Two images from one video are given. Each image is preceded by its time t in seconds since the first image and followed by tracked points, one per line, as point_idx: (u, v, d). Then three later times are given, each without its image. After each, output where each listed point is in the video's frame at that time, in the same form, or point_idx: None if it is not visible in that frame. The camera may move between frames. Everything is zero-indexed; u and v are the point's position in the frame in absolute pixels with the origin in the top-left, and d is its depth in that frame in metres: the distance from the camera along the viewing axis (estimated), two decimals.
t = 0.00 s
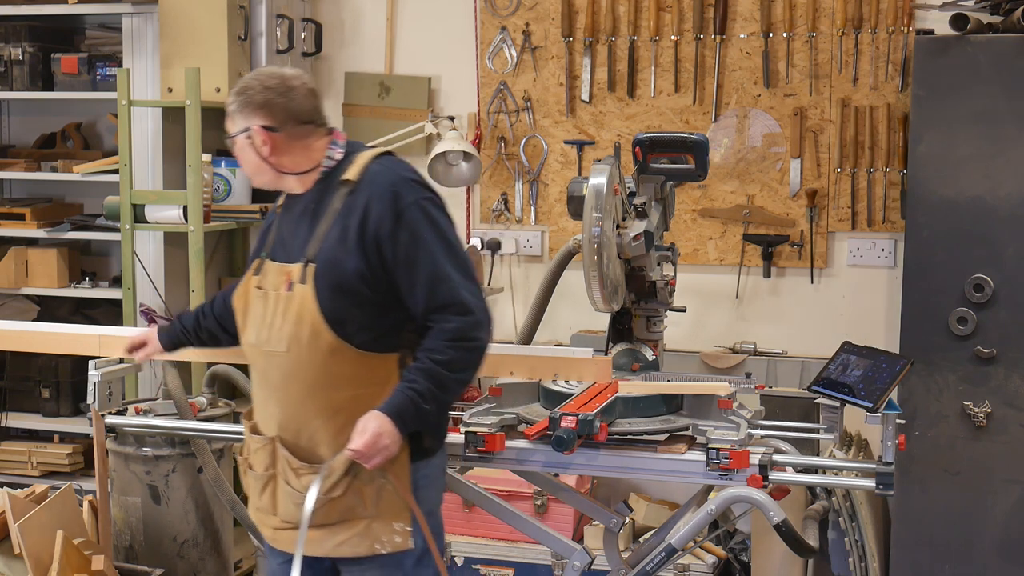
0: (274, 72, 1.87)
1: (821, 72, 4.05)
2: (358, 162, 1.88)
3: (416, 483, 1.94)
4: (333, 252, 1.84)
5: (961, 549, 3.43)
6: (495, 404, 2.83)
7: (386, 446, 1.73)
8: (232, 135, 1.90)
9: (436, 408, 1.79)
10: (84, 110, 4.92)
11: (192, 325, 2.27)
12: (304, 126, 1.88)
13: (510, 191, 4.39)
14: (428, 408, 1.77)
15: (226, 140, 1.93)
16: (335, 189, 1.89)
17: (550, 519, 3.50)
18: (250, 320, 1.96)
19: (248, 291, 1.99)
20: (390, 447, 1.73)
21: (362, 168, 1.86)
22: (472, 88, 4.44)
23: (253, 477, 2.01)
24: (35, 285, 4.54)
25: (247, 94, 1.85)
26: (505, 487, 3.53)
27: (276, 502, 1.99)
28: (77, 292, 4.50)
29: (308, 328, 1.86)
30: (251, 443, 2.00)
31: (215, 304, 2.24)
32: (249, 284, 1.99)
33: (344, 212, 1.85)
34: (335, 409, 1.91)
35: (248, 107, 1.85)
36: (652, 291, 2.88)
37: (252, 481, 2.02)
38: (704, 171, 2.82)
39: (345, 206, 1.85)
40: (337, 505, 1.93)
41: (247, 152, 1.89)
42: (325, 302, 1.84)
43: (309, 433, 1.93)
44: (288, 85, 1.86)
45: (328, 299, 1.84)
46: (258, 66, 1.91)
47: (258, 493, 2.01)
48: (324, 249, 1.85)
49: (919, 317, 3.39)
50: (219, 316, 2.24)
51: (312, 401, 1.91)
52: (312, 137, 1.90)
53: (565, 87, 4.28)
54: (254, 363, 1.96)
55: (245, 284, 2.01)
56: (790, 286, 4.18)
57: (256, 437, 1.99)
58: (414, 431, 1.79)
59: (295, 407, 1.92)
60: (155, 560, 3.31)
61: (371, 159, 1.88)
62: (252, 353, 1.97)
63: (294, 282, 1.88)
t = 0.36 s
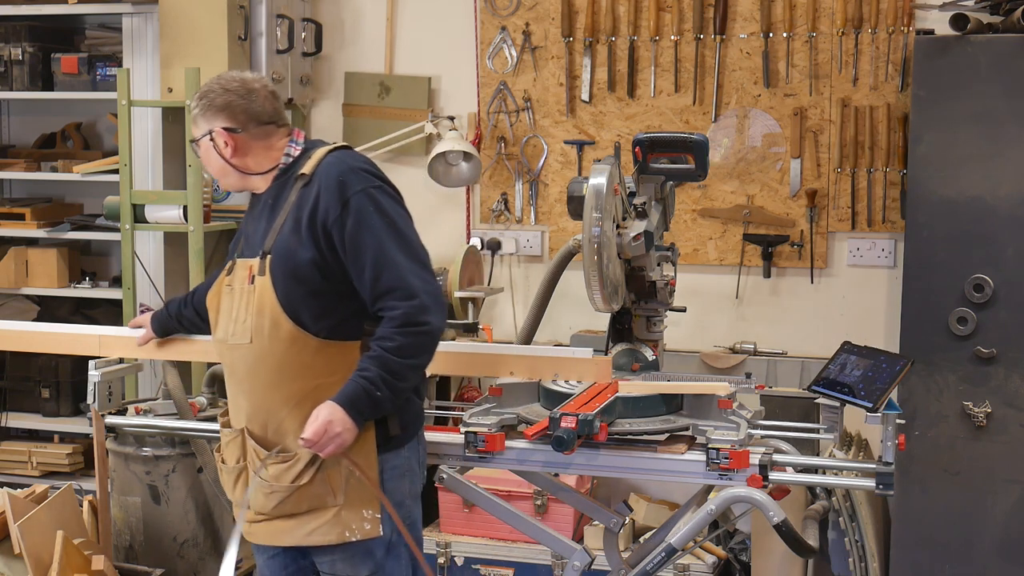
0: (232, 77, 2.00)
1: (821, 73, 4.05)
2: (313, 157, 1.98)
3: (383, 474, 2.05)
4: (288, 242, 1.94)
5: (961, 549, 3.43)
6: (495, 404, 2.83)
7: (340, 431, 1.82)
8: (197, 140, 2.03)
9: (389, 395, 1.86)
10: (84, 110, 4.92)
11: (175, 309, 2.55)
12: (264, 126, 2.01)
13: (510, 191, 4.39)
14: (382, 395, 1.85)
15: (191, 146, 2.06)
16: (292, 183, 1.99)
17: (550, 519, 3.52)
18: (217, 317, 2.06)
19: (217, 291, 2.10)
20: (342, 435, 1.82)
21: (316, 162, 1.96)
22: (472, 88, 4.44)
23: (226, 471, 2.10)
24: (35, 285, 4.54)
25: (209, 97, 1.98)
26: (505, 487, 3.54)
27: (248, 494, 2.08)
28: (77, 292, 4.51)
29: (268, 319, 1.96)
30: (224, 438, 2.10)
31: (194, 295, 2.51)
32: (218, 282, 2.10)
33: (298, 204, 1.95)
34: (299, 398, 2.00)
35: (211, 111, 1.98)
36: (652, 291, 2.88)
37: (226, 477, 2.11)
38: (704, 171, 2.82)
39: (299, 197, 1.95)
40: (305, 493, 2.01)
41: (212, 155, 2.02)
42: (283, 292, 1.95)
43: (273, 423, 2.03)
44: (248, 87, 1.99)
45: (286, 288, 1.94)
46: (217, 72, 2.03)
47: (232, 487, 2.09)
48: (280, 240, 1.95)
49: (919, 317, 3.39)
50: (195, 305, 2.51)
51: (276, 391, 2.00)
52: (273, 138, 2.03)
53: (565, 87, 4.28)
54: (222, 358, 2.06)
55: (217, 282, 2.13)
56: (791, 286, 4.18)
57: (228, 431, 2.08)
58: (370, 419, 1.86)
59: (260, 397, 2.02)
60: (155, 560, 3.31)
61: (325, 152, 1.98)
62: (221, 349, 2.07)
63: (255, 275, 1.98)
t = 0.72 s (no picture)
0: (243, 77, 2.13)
1: (821, 72, 4.05)
2: (305, 157, 2.03)
3: (379, 471, 2.08)
4: (280, 239, 1.98)
5: (961, 549, 3.43)
6: (495, 404, 2.82)
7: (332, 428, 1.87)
8: (220, 121, 2.03)
9: (380, 388, 1.90)
10: (84, 110, 4.92)
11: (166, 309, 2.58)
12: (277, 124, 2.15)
13: (510, 191, 4.39)
14: (372, 389, 1.89)
15: (201, 132, 2.03)
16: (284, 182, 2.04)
17: (550, 519, 3.52)
18: (214, 317, 2.09)
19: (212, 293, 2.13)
20: (333, 429, 1.87)
21: (308, 161, 2.01)
22: (472, 88, 4.44)
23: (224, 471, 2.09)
24: (35, 285, 4.54)
25: (239, 83, 2.08)
26: (505, 487, 3.54)
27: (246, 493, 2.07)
28: (77, 292, 4.51)
29: (263, 316, 1.99)
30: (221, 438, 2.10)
31: (183, 297, 2.54)
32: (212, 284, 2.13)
33: (290, 202, 2.00)
34: (295, 393, 2.02)
35: (243, 94, 2.07)
36: (652, 291, 2.88)
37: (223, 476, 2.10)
38: (704, 171, 2.82)
39: (290, 195, 2.00)
40: (303, 488, 2.01)
41: (241, 134, 2.05)
42: (275, 288, 1.98)
43: (270, 420, 2.04)
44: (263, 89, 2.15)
45: (279, 285, 1.97)
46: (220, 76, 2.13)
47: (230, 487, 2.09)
48: (272, 238, 2.00)
49: (919, 317, 3.39)
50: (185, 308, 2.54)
51: (272, 388, 2.01)
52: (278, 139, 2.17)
53: (565, 87, 4.28)
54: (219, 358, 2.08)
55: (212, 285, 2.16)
56: (791, 286, 4.18)
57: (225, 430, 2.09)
58: (362, 413, 1.91)
59: (257, 394, 2.03)
60: (155, 560, 3.31)
61: (316, 151, 2.04)
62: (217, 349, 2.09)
63: (250, 273, 2.02)
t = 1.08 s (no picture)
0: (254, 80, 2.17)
1: (821, 73, 4.05)
2: (318, 158, 2.03)
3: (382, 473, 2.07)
4: (292, 241, 1.98)
5: (961, 549, 3.43)
6: (495, 404, 2.82)
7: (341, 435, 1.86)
8: (262, 105, 2.06)
9: (390, 397, 1.90)
10: (84, 110, 4.92)
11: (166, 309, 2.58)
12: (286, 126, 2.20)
13: (510, 191, 4.39)
14: (382, 397, 1.89)
15: (245, 114, 2.04)
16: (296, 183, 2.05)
17: (549, 519, 3.52)
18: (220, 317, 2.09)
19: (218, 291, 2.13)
20: (342, 438, 1.86)
21: (321, 163, 2.01)
22: (472, 88, 4.44)
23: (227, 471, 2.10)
24: (35, 285, 4.54)
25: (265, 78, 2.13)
26: (505, 487, 3.54)
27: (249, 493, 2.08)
28: (77, 292, 4.51)
29: (271, 317, 1.99)
30: (225, 437, 2.10)
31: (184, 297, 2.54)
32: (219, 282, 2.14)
33: (303, 204, 2.00)
34: (301, 396, 2.02)
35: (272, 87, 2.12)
36: (652, 291, 2.88)
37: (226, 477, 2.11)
38: (704, 171, 2.82)
39: (304, 197, 2.00)
40: (307, 492, 2.01)
41: (278, 123, 2.08)
42: (285, 289, 1.98)
43: (276, 421, 2.04)
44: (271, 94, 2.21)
45: (288, 287, 1.98)
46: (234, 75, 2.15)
47: (232, 487, 2.10)
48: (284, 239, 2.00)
49: (919, 318, 3.39)
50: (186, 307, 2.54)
51: (278, 389, 2.01)
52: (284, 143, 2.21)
53: (565, 86, 4.28)
54: (224, 357, 2.08)
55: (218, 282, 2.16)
56: (791, 286, 4.18)
57: (229, 430, 2.09)
58: (371, 421, 1.90)
59: (263, 395, 2.03)
60: (155, 560, 3.31)
61: (330, 153, 2.03)
62: (223, 348, 2.09)
63: (260, 274, 2.03)
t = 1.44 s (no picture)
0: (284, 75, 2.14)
1: (821, 73, 4.05)
2: (348, 160, 2.00)
3: (399, 477, 2.06)
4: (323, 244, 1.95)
5: (961, 548, 3.43)
6: (495, 404, 2.82)
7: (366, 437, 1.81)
8: (298, 97, 2.02)
9: (418, 405, 1.88)
10: (84, 110, 4.92)
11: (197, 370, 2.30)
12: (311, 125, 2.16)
13: (510, 191, 4.39)
14: (410, 404, 1.86)
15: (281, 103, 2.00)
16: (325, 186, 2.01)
17: (549, 519, 3.52)
18: (237, 317, 2.06)
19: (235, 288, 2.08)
20: (370, 442, 1.81)
21: (353, 166, 1.99)
22: (472, 88, 4.44)
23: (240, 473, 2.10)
24: (35, 285, 4.54)
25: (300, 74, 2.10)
26: (505, 488, 3.53)
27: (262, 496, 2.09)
28: (77, 292, 4.51)
29: (296, 320, 1.95)
30: (238, 439, 2.09)
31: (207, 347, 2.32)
32: (235, 279, 2.08)
33: (335, 207, 1.96)
34: (323, 402, 2.00)
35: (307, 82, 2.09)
36: (652, 291, 2.88)
37: (238, 479, 2.11)
38: (704, 171, 2.82)
39: (337, 200, 1.97)
40: (324, 499, 2.02)
41: (312, 117, 2.04)
42: (312, 292, 1.95)
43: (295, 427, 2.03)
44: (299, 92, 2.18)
45: (317, 290, 1.95)
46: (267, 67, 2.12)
47: (245, 488, 2.10)
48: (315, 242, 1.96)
49: (919, 317, 3.39)
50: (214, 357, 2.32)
51: (299, 394, 2.00)
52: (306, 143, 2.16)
53: (565, 87, 4.28)
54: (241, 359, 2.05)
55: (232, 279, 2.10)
56: (791, 286, 4.18)
57: (244, 433, 2.08)
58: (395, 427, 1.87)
59: (282, 400, 2.01)
60: (155, 561, 3.31)
61: (361, 157, 2.01)
62: (240, 349, 2.06)
63: (284, 275, 1.99)
